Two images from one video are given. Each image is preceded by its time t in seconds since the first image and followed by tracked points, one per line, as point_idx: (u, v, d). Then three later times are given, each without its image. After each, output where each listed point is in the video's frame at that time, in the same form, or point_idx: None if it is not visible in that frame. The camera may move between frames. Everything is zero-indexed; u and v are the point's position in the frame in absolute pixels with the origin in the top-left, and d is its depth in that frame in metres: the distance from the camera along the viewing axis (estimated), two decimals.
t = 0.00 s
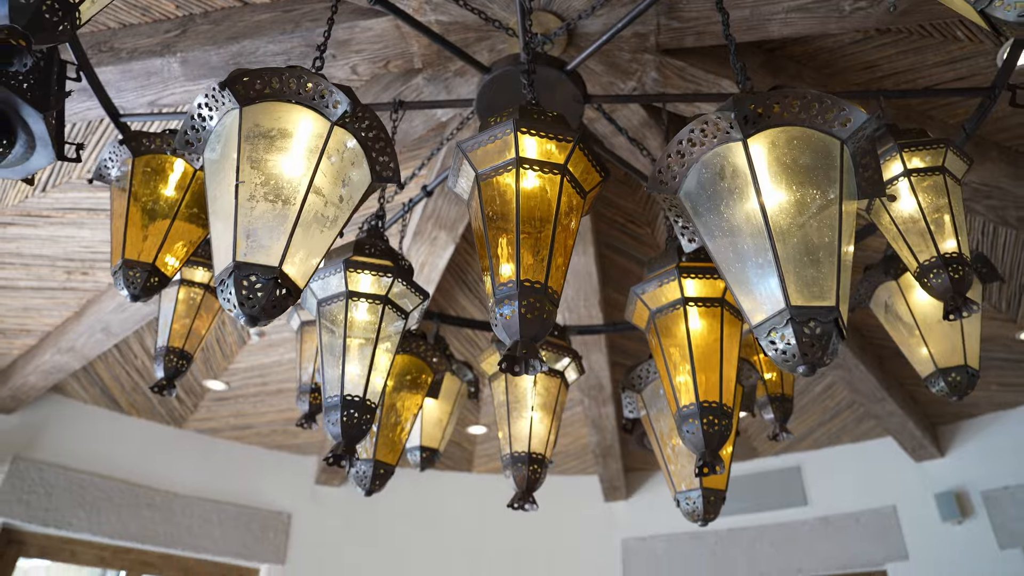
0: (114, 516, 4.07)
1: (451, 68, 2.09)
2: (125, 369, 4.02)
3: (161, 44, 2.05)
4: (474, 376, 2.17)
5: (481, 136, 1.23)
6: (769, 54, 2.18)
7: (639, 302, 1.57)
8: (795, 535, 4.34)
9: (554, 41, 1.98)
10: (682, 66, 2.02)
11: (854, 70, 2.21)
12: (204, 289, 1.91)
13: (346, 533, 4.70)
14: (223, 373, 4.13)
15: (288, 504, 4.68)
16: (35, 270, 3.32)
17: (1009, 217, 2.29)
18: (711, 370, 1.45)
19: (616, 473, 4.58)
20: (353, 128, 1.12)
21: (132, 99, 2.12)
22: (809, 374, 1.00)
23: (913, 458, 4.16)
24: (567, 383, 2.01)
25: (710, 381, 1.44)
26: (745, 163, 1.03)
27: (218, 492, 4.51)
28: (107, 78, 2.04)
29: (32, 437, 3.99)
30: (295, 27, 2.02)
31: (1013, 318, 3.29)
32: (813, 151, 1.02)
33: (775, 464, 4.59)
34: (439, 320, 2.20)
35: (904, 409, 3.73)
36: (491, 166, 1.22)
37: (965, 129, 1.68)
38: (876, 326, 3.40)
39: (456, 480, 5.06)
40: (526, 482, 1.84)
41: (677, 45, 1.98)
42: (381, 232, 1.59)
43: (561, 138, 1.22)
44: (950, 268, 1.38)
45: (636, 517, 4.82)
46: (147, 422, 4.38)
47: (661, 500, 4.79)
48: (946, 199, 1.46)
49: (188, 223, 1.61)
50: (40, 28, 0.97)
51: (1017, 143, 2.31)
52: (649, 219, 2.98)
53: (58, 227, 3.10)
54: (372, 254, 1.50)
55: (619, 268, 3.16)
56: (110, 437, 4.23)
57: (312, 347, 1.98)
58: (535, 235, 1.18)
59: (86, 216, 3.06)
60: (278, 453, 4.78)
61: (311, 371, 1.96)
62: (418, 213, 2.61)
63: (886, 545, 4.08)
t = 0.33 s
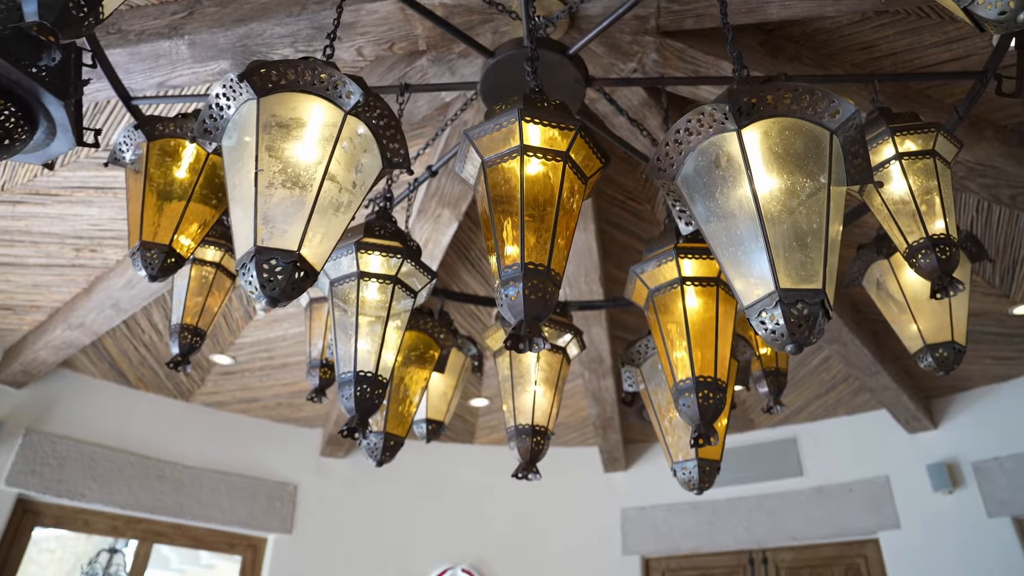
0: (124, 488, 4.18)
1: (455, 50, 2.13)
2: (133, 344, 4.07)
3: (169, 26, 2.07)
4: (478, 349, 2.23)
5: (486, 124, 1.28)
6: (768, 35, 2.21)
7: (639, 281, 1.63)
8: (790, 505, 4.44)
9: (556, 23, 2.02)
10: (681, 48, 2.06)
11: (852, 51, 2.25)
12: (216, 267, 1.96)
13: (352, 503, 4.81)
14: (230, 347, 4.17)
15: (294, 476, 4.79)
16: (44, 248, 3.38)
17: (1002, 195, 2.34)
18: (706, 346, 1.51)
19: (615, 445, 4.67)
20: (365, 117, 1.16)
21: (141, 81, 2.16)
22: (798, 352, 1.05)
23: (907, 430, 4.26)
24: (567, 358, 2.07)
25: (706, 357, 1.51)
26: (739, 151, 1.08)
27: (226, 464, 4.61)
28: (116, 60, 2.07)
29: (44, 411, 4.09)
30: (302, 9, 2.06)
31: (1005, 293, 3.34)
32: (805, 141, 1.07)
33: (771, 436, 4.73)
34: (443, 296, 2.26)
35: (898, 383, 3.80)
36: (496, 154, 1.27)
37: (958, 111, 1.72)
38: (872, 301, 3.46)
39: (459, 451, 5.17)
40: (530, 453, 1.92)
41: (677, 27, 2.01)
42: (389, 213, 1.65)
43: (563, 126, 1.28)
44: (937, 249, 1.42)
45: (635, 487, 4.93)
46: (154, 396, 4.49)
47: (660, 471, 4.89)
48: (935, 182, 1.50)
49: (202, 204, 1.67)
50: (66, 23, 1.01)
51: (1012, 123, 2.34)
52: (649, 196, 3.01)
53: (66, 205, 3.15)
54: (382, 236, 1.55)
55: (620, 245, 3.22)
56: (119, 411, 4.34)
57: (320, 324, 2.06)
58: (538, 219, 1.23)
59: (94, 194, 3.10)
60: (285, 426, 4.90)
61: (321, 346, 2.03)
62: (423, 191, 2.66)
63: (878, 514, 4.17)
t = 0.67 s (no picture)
0: (138, 457, 4.29)
1: (460, 31, 2.18)
2: (143, 318, 4.16)
3: (181, 8, 2.11)
4: (484, 322, 2.31)
5: (495, 113, 1.34)
6: (766, 16, 2.26)
7: (639, 259, 1.70)
8: (786, 471, 4.57)
9: (559, 6, 2.07)
10: (682, 29, 2.11)
11: (849, 30, 2.29)
12: (231, 245, 2.04)
13: (359, 472, 4.95)
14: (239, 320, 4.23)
15: (302, 445, 4.91)
16: (57, 224, 3.45)
17: (993, 170, 2.40)
18: (703, 320, 1.59)
19: (615, 414, 4.78)
20: (381, 106, 1.23)
21: (154, 62, 2.20)
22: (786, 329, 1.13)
23: (901, 399, 4.36)
24: (571, 332, 2.16)
25: (702, 331, 1.59)
26: (733, 140, 1.15)
27: (235, 433, 4.73)
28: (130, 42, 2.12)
29: (58, 383, 4.19)
30: None
31: (997, 266, 3.42)
32: (795, 131, 1.14)
33: (769, 405, 4.84)
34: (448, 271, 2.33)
35: (893, 353, 3.88)
36: (504, 141, 1.34)
37: (949, 92, 1.77)
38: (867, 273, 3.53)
39: (463, 421, 5.29)
40: (536, 422, 2.01)
41: (677, 9, 2.06)
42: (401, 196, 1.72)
43: (567, 115, 1.34)
44: (923, 228, 1.49)
45: (635, 454, 5.05)
46: (164, 367, 4.60)
47: (660, 439, 5.01)
48: (923, 163, 1.56)
49: (220, 184, 1.73)
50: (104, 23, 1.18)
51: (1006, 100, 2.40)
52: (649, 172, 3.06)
53: (78, 182, 3.21)
54: (395, 217, 1.63)
55: (621, 219, 3.28)
56: (131, 382, 4.45)
57: (332, 298, 2.12)
58: (544, 202, 1.31)
59: (105, 171, 3.16)
60: (292, 396, 5.01)
61: (333, 320, 2.10)
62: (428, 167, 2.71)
63: (871, 480, 4.29)
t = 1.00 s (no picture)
0: (146, 429, 4.39)
1: (464, 14, 2.22)
2: (150, 294, 4.22)
3: None
4: (486, 298, 2.37)
5: (500, 101, 1.40)
6: None
7: (638, 239, 1.76)
8: (782, 442, 4.67)
9: None
10: (682, 11, 2.14)
11: (846, 11, 2.31)
12: (241, 225, 2.10)
13: (362, 443, 5.05)
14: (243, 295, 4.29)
15: (306, 417, 5.00)
16: (64, 202, 3.49)
17: (987, 149, 2.45)
18: (700, 298, 1.66)
19: (614, 386, 4.87)
20: (391, 95, 1.28)
21: (162, 44, 2.24)
22: (776, 309, 1.19)
23: (895, 372, 4.44)
24: (572, 308, 2.22)
25: (699, 309, 1.66)
26: (728, 129, 1.20)
27: (240, 406, 4.82)
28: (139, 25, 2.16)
29: (67, 357, 4.27)
30: None
31: (991, 242, 3.48)
32: (787, 121, 1.19)
33: (766, 377, 4.92)
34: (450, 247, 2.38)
35: (887, 327, 3.96)
36: (509, 128, 1.39)
37: (942, 76, 1.81)
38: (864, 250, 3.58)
39: (464, 394, 5.38)
40: (538, 395, 2.07)
41: None
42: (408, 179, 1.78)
43: (569, 103, 1.39)
44: (912, 210, 1.54)
45: (633, 426, 5.15)
46: (171, 341, 4.67)
47: (657, 411, 5.10)
48: (914, 147, 1.61)
49: (232, 167, 1.78)
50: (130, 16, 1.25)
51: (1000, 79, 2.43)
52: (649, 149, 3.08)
53: (85, 160, 3.25)
54: (403, 199, 1.68)
55: (620, 195, 3.32)
56: (138, 356, 4.53)
57: (341, 275, 2.19)
58: (548, 186, 1.36)
59: (112, 149, 3.19)
60: (296, 368, 5.09)
61: (341, 296, 2.17)
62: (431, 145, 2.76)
63: (864, 451, 4.40)
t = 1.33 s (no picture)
0: (152, 400, 4.47)
1: None
2: (154, 267, 4.27)
3: None
4: (488, 272, 2.41)
5: (504, 86, 1.44)
6: None
7: (638, 218, 1.81)
8: (777, 411, 4.76)
9: None
10: None
11: None
12: (248, 202, 2.15)
13: (365, 414, 5.13)
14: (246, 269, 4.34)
15: (309, 387, 5.08)
16: (69, 177, 3.52)
17: (981, 127, 2.49)
18: (697, 275, 1.72)
19: (613, 357, 4.94)
20: (398, 81, 1.32)
21: (166, 22, 2.27)
22: (768, 288, 1.25)
23: (889, 344, 4.52)
24: (573, 283, 2.28)
25: (696, 285, 1.71)
26: (724, 115, 1.25)
27: (244, 377, 4.89)
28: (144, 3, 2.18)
29: (73, 329, 4.34)
30: None
31: (985, 217, 3.54)
32: (781, 107, 1.24)
33: (762, 348, 4.99)
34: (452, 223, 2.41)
35: (882, 300, 4.02)
36: (513, 113, 1.44)
37: (936, 56, 1.84)
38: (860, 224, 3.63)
39: (464, 365, 5.43)
40: (540, 367, 2.13)
41: None
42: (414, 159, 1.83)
43: (571, 88, 1.44)
44: (903, 190, 1.58)
45: (631, 396, 5.23)
46: (175, 314, 4.73)
47: (655, 382, 5.18)
48: (905, 128, 1.65)
49: (241, 148, 1.82)
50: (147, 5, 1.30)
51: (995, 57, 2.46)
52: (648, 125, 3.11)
53: (89, 136, 3.28)
54: (409, 178, 1.74)
55: (620, 170, 3.35)
56: (143, 329, 4.59)
57: (345, 251, 2.22)
58: (550, 169, 1.41)
59: (116, 125, 3.21)
60: (299, 340, 5.15)
61: (347, 271, 2.21)
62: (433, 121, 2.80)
63: (857, 421, 4.49)
